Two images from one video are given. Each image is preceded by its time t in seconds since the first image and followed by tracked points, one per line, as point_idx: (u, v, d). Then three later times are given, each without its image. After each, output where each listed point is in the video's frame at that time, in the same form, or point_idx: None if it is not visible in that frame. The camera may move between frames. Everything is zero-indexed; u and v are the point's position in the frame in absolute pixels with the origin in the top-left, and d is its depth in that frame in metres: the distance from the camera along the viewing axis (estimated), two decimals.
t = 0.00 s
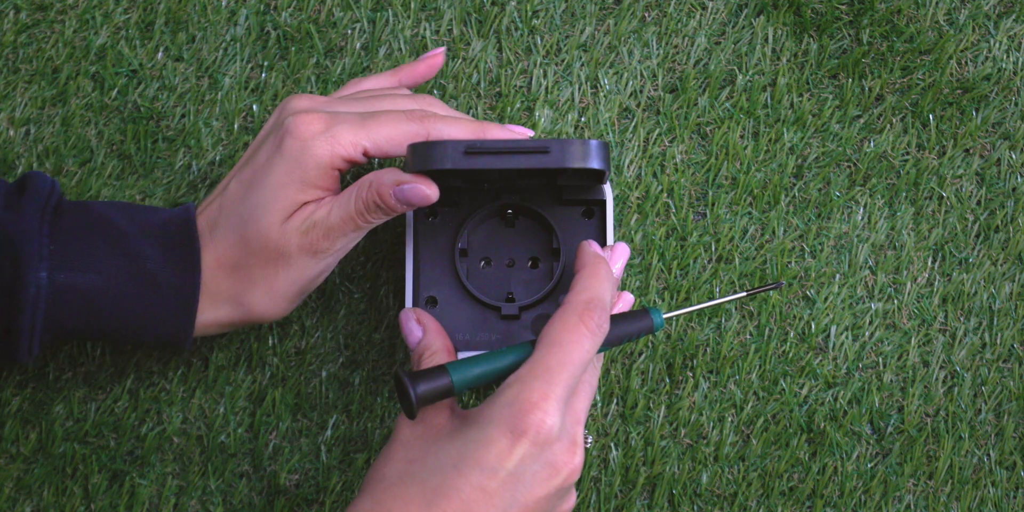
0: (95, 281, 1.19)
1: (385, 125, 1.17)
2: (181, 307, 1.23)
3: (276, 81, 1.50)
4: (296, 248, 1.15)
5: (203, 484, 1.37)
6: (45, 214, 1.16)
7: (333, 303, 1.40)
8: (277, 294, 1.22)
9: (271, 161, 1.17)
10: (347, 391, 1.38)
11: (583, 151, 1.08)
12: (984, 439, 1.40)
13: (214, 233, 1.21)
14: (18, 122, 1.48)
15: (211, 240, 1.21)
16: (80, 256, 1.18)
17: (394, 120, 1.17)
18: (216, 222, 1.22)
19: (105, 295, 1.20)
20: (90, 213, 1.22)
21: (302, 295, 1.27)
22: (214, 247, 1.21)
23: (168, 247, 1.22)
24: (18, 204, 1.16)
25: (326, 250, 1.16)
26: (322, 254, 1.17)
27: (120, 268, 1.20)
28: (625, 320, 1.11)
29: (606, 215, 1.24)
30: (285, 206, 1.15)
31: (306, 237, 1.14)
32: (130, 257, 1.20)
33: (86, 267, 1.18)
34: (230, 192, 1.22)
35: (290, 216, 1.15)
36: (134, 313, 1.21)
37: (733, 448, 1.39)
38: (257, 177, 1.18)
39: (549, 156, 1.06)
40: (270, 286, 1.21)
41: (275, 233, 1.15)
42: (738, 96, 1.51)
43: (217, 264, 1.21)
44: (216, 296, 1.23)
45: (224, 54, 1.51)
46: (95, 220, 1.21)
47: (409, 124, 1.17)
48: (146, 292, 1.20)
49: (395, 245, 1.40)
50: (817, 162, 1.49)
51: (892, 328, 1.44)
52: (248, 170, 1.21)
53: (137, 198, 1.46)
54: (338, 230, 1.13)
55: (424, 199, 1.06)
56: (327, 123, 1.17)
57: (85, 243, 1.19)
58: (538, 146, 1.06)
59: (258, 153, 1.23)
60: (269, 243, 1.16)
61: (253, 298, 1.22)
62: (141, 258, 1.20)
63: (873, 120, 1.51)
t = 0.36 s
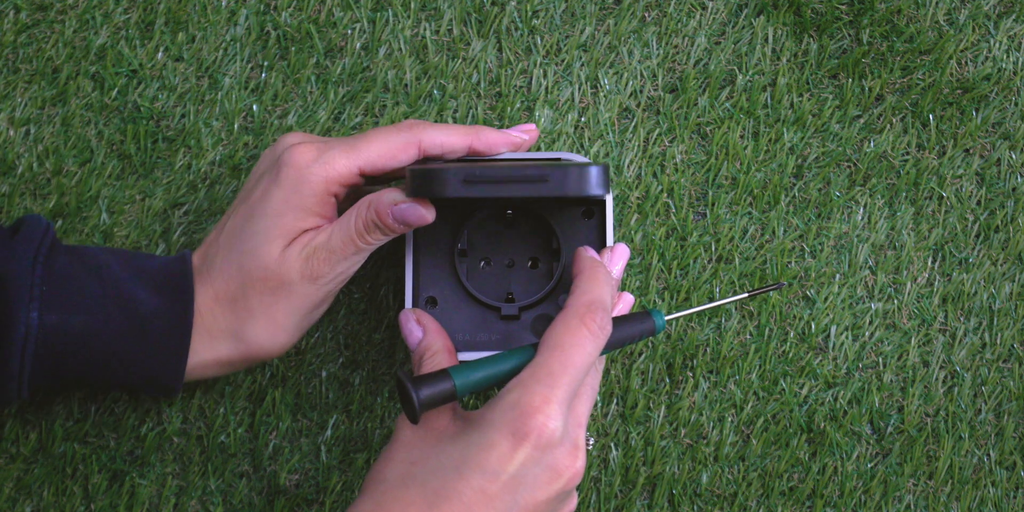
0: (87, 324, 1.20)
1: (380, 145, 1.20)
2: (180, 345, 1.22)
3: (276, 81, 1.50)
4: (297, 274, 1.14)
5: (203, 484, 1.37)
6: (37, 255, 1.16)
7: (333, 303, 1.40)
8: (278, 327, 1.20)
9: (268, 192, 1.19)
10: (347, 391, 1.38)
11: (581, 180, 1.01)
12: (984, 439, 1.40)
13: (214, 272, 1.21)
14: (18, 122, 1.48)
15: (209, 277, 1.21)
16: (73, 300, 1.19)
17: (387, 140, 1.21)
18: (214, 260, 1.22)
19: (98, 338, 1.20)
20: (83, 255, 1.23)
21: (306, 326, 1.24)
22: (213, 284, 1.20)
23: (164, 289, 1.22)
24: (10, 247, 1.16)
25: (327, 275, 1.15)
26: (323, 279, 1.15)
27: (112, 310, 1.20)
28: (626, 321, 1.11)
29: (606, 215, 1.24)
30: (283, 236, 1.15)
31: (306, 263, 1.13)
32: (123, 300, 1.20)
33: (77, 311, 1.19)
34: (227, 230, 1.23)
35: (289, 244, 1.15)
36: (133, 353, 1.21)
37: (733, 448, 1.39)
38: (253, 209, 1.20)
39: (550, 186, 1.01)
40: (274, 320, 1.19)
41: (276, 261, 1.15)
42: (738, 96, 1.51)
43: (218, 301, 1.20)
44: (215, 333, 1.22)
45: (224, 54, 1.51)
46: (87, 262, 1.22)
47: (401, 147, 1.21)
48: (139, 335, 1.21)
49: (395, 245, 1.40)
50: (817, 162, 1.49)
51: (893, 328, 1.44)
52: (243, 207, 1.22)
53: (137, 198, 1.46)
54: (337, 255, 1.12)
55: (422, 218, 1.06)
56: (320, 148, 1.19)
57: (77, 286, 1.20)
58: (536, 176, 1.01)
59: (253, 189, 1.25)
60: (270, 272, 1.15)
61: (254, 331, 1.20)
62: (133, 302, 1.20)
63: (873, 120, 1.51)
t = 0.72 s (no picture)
0: (75, 339, 1.15)
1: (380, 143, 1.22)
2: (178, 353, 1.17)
3: (276, 81, 1.50)
4: (303, 271, 1.12)
5: (203, 484, 1.37)
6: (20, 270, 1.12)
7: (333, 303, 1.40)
8: (280, 329, 1.17)
9: (271, 192, 1.18)
10: (347, 391, 1.38)
11: (584, 153, 1.06)
12: (984, 439, 1.40)
13: (212, 275, 1.18)
14: (18, 122, 1.48)
15: (208, 282, 1.17)
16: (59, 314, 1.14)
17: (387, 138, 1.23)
18: (211, 264, 1.19)
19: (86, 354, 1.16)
20: (71, 267, 1.18)
21: (307, 330, 1.21)
22: (212, 288, 1.17)
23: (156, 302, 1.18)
24: None
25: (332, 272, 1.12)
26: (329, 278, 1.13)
27: (100, 324, 1.15)
28: (626, 320, 1.11)
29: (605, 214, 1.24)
30: (288, 233, 1.13)
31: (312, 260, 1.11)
32: (112, 314, 1.15)
33: (64, 326, 1.14)
34: (225, 235, 1.21)
35: (294, 242, 1.13)
36: (128, 363, 1.17)
37: (733, 448, 1.39)
38: (253, 210, 1.19)
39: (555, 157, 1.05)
40: (277, 321, 1.16)
41: (283, 257, 1.13)
42: (738, 96, 1.51)
43: (217, 305, 1.17)
44: (212, 338, 1.18)
45: (224, 54, 1.52)
46: (75, 271, 1.17)
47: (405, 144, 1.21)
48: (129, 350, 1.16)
49: (396, 245, 1.41)
50: (817, 162, 1.49)
51: (893, 328, 1.44)
52: (244, 211, 1.20)
53: (137, 198, 1.46)
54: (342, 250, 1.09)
55: (423, 196, 1.02)
56: (321, 148, 1.20)
57: (64, 300, 1.14)
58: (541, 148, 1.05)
59: (251, 193, 1.24)
60: (277, 271, 1.13)
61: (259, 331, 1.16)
62: (124, 315, 1.16)
63: (873, 120, 1.51)
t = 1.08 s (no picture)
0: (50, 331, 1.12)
1: (375, 137, 1.25)
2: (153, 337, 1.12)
3: (276, 81, 1.50)
4: (296, 253, 1.11)
5: (203, 484, 1.36)
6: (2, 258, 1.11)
7: (333, 303, 1.40)
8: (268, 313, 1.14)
9: (267, 182, 1.19)
10: (346, 391, 1.38)
11: (585, 132, 1.05)
12: (984, 439, 1.40)
13: (201, 259, 1.16)
14: (18, 123, 1.48)
15: (195, 266, 1.16)
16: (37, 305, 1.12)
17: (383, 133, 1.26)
18: (201, 252, 1.17)
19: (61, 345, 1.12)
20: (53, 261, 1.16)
21: (295, 320, 1.18)
22: (198, 272, 1.15)
23: (132, 294, 1.13)
24: None
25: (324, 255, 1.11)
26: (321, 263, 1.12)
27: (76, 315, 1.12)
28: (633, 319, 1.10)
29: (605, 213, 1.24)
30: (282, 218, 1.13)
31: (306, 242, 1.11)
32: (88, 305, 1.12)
33: (40, 317, 1.12)
34: (217, 225, 1.20)
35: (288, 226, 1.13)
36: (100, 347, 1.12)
37: (733, 448, 1.39)
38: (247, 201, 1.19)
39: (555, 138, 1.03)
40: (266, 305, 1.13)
41: (276, 236, 1.12)
42: (738, 96, 1.51)
43: (203, 287, 1.14)
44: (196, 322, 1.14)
45: (224, 54, 1.51)
46: (56, 265, 1.15)
47: (397, 136, 1.26)
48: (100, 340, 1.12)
49: (396, 245, 1.41)
50: (817, 162, 1.49)
51: (892, 328, 1.44)
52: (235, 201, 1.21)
53: (137, 198, 1.46)
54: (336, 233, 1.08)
55: (423, 182, 1.01)
56: (316, 143, 1.23)
57: (43, 291, 1.13)
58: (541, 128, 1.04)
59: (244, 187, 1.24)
60: (269, 252, 1.11)
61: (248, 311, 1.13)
62: (99, 305, 1.12)
63: (873, 120, 1.51)
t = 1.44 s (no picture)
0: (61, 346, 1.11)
1: (375, 143, 1.24)
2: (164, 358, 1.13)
3: (276, 81, 1.50)
4: (300, 269, 1.12)
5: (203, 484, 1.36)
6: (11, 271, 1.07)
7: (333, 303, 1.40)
8: (276, 328, 1.15)
9: (267, 196, 1.19)
10: (346, 391, 1.38)
11: (582, 151, 1.09)
12: (984, 439, 1.41)
13: (207, 279, 1.16)
14: (18, 122, 1.48)
15: (201, 285, 1.16)
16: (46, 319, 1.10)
17: (382, 140, 1.25)
18: (206, 270, 1.18)
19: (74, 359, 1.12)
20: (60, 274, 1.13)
21: (302, 332, 1.20)
22: (203, 291, 1.15)
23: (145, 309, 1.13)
24: None
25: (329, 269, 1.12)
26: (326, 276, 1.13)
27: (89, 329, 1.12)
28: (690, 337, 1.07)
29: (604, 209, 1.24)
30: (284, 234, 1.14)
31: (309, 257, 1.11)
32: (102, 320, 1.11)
33: (50, 331, 1.10)
34: (219, 242, 1.21)
35: (291, 242, 1.13)
36: (113, 370, 1.12)
37: (733, 447, 1.39)
38: (248, 215, 1.20)
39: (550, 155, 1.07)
40: (273, 320, 1.14)
41: (280, 252, 1.13)
42: (738, 96, 1.51)
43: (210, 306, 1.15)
44: (204, 341, 1.15)
45: (224, 54, 1.51)
46: (64, 278, 1.13)
47: (395, 141, 1.26)
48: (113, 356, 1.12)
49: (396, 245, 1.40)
50: (817, 162, 1.49)
51: (893, 328, 1.44)
52: (237, 216, 1.22)
53: (137, 198, 1.46)
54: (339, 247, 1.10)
55: (423, 195, 1.04)
56: (315, 153, 1.23)
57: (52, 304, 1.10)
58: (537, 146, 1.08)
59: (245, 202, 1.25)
60: (274, 269, 1.12)
61: (255, 328, 1.14)
62: (111, 320, 1.11)
63: (873, 120, 1.51)
